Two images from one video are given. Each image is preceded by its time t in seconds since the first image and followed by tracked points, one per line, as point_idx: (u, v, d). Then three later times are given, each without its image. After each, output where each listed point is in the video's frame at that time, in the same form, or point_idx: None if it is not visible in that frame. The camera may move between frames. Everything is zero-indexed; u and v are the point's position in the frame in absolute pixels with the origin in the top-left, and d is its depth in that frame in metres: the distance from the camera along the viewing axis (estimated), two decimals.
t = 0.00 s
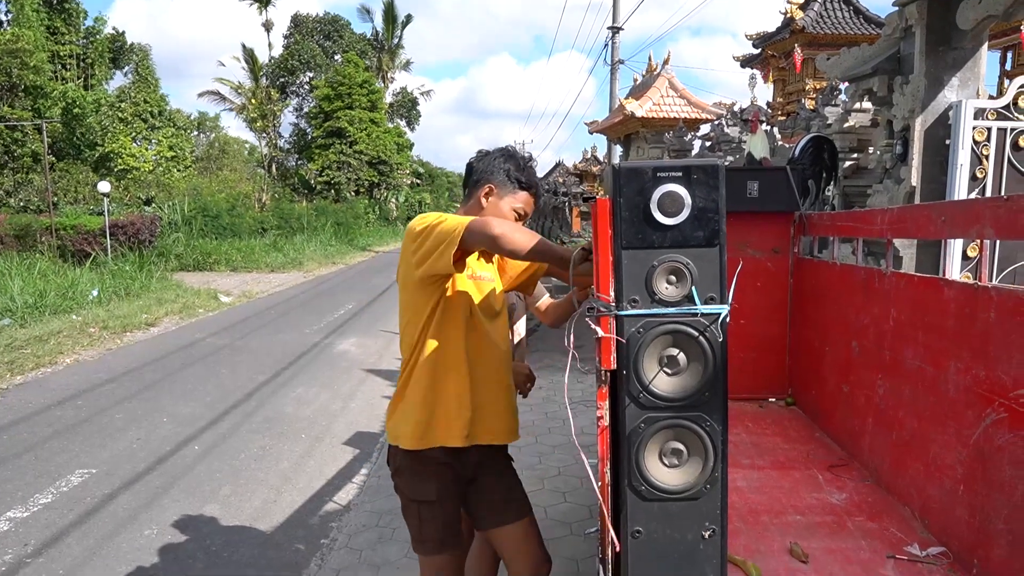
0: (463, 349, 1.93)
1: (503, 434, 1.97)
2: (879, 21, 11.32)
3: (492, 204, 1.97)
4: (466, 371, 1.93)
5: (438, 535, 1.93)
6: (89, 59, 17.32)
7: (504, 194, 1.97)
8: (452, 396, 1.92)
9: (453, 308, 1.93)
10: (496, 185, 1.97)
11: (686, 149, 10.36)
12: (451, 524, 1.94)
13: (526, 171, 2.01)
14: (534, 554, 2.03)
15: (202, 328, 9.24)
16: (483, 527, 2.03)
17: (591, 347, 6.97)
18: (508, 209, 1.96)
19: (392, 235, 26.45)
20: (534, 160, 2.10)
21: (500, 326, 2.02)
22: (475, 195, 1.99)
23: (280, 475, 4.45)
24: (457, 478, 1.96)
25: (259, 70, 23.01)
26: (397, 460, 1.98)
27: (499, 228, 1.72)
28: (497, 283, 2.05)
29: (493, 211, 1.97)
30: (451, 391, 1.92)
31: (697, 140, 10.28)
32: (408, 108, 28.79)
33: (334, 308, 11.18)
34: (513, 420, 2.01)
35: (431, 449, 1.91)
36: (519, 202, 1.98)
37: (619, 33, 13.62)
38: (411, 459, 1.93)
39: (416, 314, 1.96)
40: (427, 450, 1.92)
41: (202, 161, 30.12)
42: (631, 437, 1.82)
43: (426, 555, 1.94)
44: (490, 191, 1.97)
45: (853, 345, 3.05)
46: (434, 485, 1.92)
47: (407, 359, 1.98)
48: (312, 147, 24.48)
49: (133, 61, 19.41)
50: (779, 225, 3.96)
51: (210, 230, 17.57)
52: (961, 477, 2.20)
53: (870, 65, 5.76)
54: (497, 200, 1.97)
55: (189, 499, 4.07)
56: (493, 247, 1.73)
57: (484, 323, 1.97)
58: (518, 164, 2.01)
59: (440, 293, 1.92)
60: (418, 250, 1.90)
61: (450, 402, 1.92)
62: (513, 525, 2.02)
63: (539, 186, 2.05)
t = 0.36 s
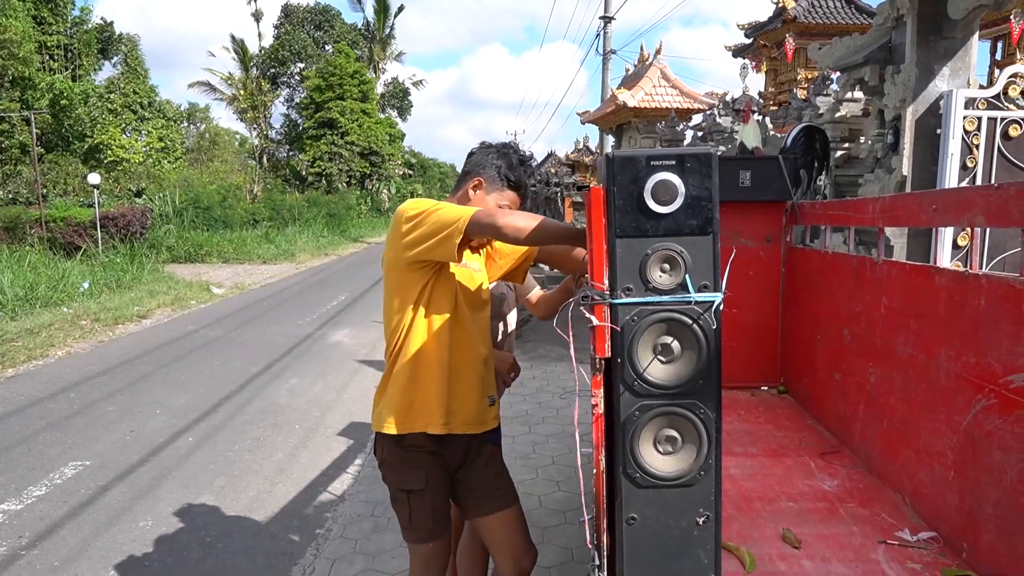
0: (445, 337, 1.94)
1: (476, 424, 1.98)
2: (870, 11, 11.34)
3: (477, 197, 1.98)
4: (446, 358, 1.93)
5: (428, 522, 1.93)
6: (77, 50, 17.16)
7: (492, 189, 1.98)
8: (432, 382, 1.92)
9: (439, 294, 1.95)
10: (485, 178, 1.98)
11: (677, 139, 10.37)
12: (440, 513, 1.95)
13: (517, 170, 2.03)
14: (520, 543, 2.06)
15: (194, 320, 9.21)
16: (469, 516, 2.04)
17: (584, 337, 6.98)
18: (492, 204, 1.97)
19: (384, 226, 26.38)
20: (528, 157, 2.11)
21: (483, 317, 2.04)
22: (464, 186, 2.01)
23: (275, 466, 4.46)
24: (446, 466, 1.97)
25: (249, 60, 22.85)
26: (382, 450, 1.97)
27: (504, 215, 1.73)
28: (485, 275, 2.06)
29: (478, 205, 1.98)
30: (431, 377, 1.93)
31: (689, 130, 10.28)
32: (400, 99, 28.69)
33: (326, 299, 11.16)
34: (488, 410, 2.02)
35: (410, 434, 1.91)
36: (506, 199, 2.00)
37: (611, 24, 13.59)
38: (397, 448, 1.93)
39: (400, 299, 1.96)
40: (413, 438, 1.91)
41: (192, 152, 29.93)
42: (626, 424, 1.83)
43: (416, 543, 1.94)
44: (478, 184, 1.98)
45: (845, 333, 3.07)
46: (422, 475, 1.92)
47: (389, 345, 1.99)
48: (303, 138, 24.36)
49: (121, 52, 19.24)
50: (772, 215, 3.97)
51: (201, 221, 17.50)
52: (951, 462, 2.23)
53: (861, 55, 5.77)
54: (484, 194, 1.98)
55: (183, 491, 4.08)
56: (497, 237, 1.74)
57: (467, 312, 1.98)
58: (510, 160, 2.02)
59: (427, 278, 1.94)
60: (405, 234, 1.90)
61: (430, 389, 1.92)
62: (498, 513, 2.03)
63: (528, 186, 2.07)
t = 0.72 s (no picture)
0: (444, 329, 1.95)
1: (481, 415, 1.99)
2: (865, 9, 11.38)
3: (467, 196, 2.01)
4: (446, 350, 1.95)
5: (427, 518, 1.95)
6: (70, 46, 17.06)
7: (479, 187, 1.99)
8: (434, 373, 1.94)
9: (436, 287, 1.96)
10: (473, 178, 2.00)
11: (673, 136, 10.39)
12: (439, 508, 1.97)
13: (510, 168, 2.01)
14: (516, 539, 2.07)
15: (189, 317, 9.19)
16: (467, 512, 2.05)
17: (580, 333, 7.00)
18: (480, 204, 1.99)
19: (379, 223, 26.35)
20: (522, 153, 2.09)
21: (481, 309, 2.05)
22: (455, 185, 2.04)
23: (272, 462, 4.47)
24: (444, 461, 1.98)
25: (243, 57, 22.77)
26: (381, 445, 1.99)
27: (502, 216, 1.77)
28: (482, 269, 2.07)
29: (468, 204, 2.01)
30: (432, 370, 1.94)
31: (684, 128, 10.30)
32: (395, 96, 28.65)
33: (321, 296, 11.16)
34: (491, 401, 2.03)
35: (412, 426, 1.93)
36: (494, 198, 2.00)
37: (606, 21, 13.61)
38: (396, 444, 1.94)
39: (396, 293, 1.97)
40: (414, 432, 1.93)
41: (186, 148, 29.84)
42: (623, 420, 1.85)
43: (414, 539, 1.96)
44: (467, 183, 2.01)
45: (840, 330, 3.10)
46: (422, 471, 1.94)
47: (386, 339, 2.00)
48: (298, 135, 24.31)
49: (115, 48, 19.14)
50: (767, 212, 4.00)
51: (196, 218, 17.45)
52: (944, 457, 2.26)
53: (857, 53, 5.80)
54: (472, 193, 2.00)
55: (180, 487, 4.09)
56: (500, 234, 1.77)
57: (465, 304, 2.00)
58: (502, 158, 2.01)
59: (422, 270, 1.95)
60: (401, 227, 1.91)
61: (431, 380, 1.94)
62: (496, 510, 2.04)
63: (521, 183, 2.05)
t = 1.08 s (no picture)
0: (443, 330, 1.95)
1: (483, 413, 2.00)
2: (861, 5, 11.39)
3: (453, 191, 1.99)
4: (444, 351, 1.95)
5: (427, 513, 1.95)
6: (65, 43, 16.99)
7: (464, 182, 1.97)
8: (432, 375, 1.94)
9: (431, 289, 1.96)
10: (458, 173, 1.97)
11: (670, 133, 10.39)
12: (440, 502, 1.97)
13: (496, 158, 1.96)
14: (516, 535, 2.07)
15: (187, 314, 9.18)
16: (469, 508, 2.05)
17: (578, 330, 7.00)
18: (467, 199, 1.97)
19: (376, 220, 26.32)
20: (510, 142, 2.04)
21: (478, 307, 2.05)
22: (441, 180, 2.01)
23: (270, 459, 4.47)
24: (444, 457, 1.98)
25: (239, 54, 22.71)
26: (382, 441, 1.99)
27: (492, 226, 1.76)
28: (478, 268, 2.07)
29: (455, 199, 1.99)
30: (429, 371, 1.94)
31: (681, 124, 10.29)
32: (392, 93, 28.61)
33: (319, 293, 11.14)
34: (493, 397, 2.04)
35: (411, 429, 1.93)
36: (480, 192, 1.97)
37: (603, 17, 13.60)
38: (396, 441, 1.95)
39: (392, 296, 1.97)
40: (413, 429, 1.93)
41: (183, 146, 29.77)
42: (624, 413, 1.86)
43: (414, 534, 1.96)
44: (452, 178, 1.98)
45: (838, 325, 3.10)
46: (422, 466, 1.94)
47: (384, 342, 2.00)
48: (295, 132, 24.27)
49: (111, 46, 19.09)
50: (765, 208, 4.00)
51: (192, 216, 17.41)
52: (941, 451, 2.27)
53: (854, 49, 5.80)
54: (458, 188, 1.98)
55: (179, 484, 4.09)
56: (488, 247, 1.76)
57: (462, 303, 2.00)
58: (488, 148, 1.96)
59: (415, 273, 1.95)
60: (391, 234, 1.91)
61: (430, 382, 1.94)
62: (496, 506, 2.05)
63: (512, 170, 2.00)
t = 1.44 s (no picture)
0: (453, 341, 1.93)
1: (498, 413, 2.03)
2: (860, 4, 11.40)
3: (441, 181, 1.90)
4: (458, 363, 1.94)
5: (435, 510, 1.97)
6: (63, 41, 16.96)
7: (447, 171, 1.88)
8: (450, 394, 1.94)
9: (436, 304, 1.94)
10: (438, 163, 1.89)
11: (669, 132, 10.39)
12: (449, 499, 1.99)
13: (472, 134, 1.89)
14: (523, 533, 2.07)
15: (186, 313, 9.18)
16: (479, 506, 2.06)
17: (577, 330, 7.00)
18: (457, 183, 1.87)
19: (375, 219, 26.33)
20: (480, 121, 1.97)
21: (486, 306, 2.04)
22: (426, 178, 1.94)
23: (270, 458, 4.47)
24: (453, 455, 1.98)
25: (238, 53, 22.68)
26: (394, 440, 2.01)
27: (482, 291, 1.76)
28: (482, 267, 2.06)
29: (445, 190, 1.90)
30: (444, 383, 1.94)
31: (680, 123, 10.29)
32: (390, 92, 28.58)
33: (318, 292, 11.13)
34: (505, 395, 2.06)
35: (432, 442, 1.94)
36: (467, 173, 1.87)
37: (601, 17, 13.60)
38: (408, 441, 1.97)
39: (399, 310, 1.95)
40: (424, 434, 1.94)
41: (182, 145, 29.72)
42: (624, 413, 1.86)
43: (423, 530, 1.98)
44: (435, 171, 1.90)
45: (837, 324, 3.11)
46: (434, 463, 1.95)
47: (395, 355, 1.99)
48: (293, 131, 24.25)
49: (109, 44, 19.05)
50: (764, 207, 4.01)
51: (191, 215, 17.39)
52: (941, 450, 2.27)
53: (853, 48, 5.81)
54: (443, 178, 1.89)
55: (178, 483, 4.09)
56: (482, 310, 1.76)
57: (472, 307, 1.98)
58: (461, 130, 1.90)
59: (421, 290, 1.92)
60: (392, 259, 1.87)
61: (445, 394, 1.94)
62: (505, 504, 2.05)
63: (491, 141, 1.91)
